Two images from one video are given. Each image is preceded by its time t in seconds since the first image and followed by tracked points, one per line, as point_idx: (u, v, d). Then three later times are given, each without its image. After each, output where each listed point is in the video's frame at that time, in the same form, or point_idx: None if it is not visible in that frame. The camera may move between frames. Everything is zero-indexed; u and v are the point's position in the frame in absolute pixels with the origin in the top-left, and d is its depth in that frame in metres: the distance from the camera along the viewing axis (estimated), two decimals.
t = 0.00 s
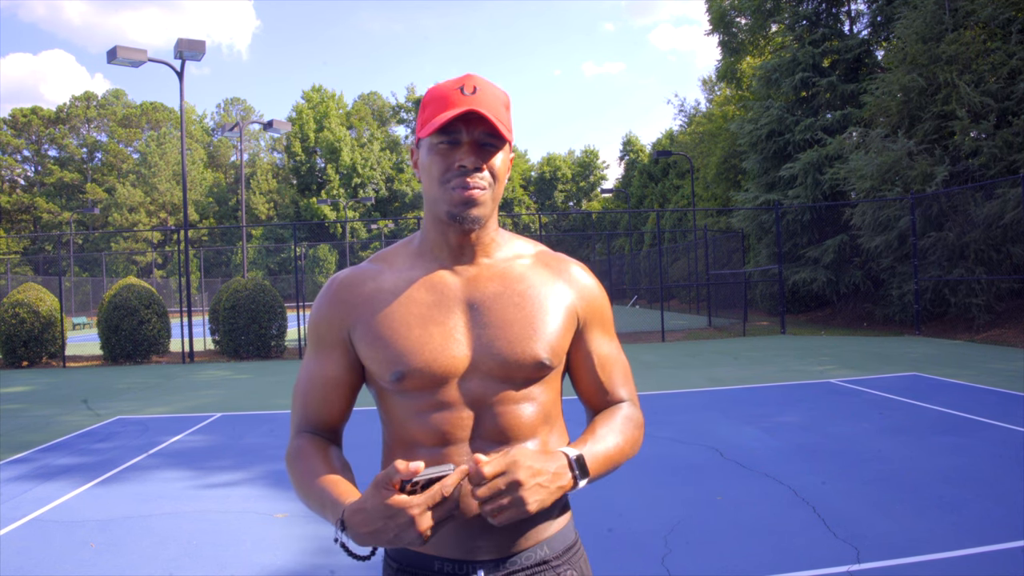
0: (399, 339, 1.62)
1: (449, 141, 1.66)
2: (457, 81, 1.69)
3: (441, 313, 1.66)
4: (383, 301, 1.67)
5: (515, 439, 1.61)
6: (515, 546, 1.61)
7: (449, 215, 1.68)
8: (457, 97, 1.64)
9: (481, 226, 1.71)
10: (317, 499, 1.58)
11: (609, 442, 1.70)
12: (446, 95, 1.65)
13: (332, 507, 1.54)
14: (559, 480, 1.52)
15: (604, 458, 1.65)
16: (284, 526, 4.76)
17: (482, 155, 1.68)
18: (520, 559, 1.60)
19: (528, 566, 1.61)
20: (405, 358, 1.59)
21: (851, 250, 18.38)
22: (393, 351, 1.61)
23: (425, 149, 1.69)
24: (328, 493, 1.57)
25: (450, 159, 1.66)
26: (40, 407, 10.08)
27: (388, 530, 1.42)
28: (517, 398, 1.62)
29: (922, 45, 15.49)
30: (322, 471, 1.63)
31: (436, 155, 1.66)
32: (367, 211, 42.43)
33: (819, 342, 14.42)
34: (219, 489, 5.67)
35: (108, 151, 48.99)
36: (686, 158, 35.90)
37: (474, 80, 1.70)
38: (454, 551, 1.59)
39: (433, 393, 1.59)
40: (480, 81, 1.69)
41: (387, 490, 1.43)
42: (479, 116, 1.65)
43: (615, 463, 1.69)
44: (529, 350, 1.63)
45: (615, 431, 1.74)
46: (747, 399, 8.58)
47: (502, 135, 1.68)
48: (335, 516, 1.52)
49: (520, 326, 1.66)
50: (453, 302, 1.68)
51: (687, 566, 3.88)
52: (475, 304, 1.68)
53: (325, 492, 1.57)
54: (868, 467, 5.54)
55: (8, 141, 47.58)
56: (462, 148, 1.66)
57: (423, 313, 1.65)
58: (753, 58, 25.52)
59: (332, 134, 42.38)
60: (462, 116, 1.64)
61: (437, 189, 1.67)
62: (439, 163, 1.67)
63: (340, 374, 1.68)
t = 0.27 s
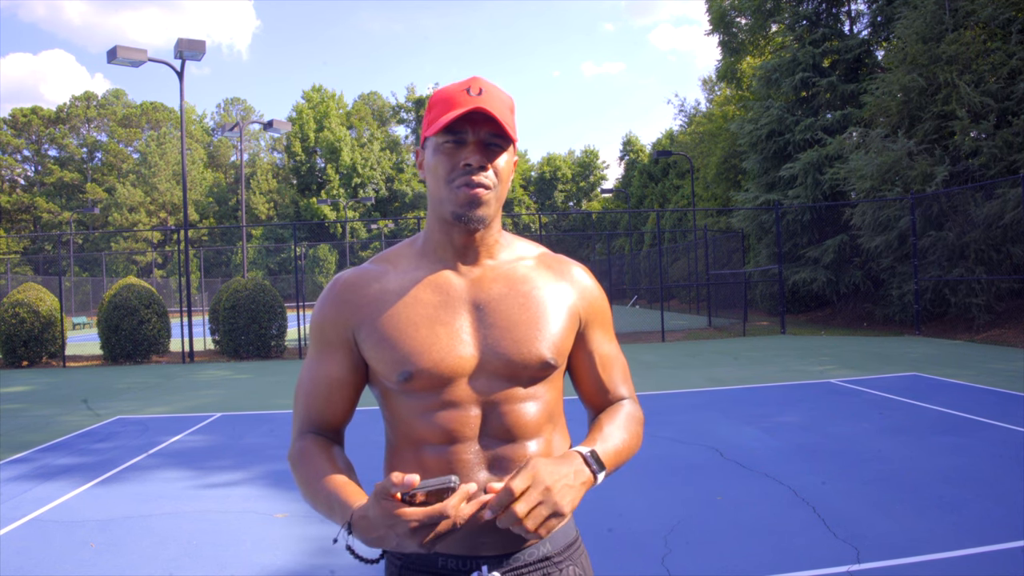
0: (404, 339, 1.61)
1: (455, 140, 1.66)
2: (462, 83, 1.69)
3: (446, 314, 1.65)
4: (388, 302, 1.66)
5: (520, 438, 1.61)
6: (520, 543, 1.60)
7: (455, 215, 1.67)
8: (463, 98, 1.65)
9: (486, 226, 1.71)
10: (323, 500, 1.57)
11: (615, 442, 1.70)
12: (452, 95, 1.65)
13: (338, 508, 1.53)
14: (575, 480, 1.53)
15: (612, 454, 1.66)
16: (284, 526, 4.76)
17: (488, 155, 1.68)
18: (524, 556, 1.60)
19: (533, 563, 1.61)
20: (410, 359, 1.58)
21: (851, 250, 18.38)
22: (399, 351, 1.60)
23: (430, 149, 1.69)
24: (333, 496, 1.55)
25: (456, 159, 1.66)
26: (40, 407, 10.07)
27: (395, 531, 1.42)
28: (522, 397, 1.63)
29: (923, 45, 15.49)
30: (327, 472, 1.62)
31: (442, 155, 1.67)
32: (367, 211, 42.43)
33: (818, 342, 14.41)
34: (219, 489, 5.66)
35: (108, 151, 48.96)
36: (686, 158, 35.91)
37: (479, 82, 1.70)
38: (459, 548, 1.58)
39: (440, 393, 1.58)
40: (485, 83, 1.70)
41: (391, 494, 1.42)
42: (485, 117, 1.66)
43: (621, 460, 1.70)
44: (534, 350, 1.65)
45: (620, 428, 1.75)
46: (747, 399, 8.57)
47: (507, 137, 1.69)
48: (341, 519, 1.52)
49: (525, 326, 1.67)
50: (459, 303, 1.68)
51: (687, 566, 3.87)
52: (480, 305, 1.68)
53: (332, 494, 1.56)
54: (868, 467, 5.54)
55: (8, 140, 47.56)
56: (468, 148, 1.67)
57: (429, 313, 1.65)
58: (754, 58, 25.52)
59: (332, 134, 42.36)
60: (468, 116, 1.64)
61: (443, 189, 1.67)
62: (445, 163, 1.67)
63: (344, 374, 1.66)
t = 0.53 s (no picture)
0: (407, 338, 1.61)
1: (456, 143, 1.67)
2: (464, 88, 1.70)
3: (449, 313, 1.65)
4: (390, 302, 1.66)
5: (522, 434, 1.61)
6: (520, 537, 1.61)
7: (457, 216, 1.67)
8: (464, 102, 1.66)
9: (488, 227, 1.71)
10: (329, 487, 1.58)
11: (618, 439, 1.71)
12: (454, 99, 1.66)
13: (345, 498, 1.54)
14: (573, 473, 1.54)
15: (613, 451, 1.67)
16: (284, 526, 4.76)
17: (488, 156, 1.69)
18: (525, 551, 1.60)
19: (535, 557, 1.61)
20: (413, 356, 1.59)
21: (851, 250, 18.38)
22: (402, 350, 1.60)
23: (433, 152, 1.70)
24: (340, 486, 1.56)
25: (458, 161, 1.66)
26: (40, 407, 10.07)
27: (402, 516, 1.42)
28: (522, 394, 1.63)
29: (923, 45, 15.49)
30: (333, 463, 1.62)
31: (444, 157, 1.68)
32: (367, 210, 42.43)
33: (819, 342, 14.41)
34: (219, 489, 5.66)
35: (108, 151, 48.95)
36: (686, 158, 35.90)
37: (481, 85, 1.71)
38: (462, 542, 1.59)
39: (443, 390, 1.58)
40: (486, 86, 1.71)
41: (400, 480, 1.43)
42: (487, 119, 1.66)
43: (623, 456, 1.70)
44: (535, 348, 1.65)
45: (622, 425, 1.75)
46: (747, 399, 8.57)
47: (508, 138, 1.70)
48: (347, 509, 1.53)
49: (526, 326, 1.67)
50: (461, 302, 1.68)
51: (687, 566, 3.87)
52: (482, 305, 1.68)
53: (338, 483, 1.57)
54: (868, 467, 5.54)
55: (8, 140, 47.55)
56: (469, 150, 1.67)
57: (432, 313, 1.65)
58: (754, 58, 25.52)
59: (332, 133, 42.35)
60: (468, 118, 1.65)
61: (445, 190, 1.67)
62: (447, 165, 1.68)
63: (348, 372, 1.67)
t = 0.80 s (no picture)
0: (412, 336, 1.62)
1: (455, 146, 1.70)
2: (461, 94, 1.74)
3: (453, 312, 1.66)
4: (396, 302, 1.67)
5: (526, 430, 1.61)
6: (526, 533, 1.62)
7: (458, 215, 1.69)
8: (460, 105, 1.68)
9: (488, 226, 1.73)
10: (338, 483, 1.58)
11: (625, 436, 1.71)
12: (451, 104, 1.70)
13: (353, 491, 1.54)
14: (576, 464, 1.54)
15: (617, 444, 1.67)
16: (284, 526, 4.76)
17: (486, 156, 1.71)
18: (531, 547, 1.61)
19: (539, 554, 1.61)
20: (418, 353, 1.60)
21: (851, 250, 18.37)
22: (408, 348, 1.60)
23: (434, 156, 1.73)
24: (349, 480, 1.57)
25: (457, 162, 1.69)
26: (40, 407, 10.08)
27: (407, 508, 1.43)
28: (526, 390, 1.63)
29: (923, 45, 15.49)
30: (342, 460, 1.63)
31: (444, 160, 1.70)
32: (367, 210, 42.43)
33: (819, 342, 14.40)
34: (219, 489, 5.66)
35: (108, 151, 48.96)
36: (686, 158, 35.89)
37: (478, 91, 1.74)
38: (469, 536, 1.60)
39: (448, 386, 1.58)
40: (482, 92, 1.74)
41: (406, 472, 1.43)
42: (483, 121, 1.69)
43: (628, 450, 1.70)
44: (538, 344, 1.65)
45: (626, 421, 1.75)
46: (747, 399, 8.57)
47: (504, 139, 1.72)
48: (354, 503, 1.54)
49: (528, 323, 1.67)
50: (465, 301, 1.68)
51: (687, 566, 3.87)
52: (486, 303, 1.69)
53: (347, 479, 1.57)
54: (868, 467, 5.54)
55: (8, 140, 47.54)
56: (468, 152, 1.70)
57: (437, 312, 1.65)
58: (754, 58, 25.52)
59: (332, 133, 42.35)
60: (464, 121, 1.68)
61: (447, 190, 1.70)
62: (446, 167, 1.70)
63: (356, 372, 1.68)
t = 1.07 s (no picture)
0: (433, 332, 1.62)
1: (467, 147, 1.72)
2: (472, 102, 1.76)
3: (473, 309, 1.66)
4: (416, 299, 1.68)
5: (541, 424, 1.62)
6: (543, 527, 1.64)
7: (473, 213, 1.70)
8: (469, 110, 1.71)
9: (504, 225, 1.73)
10: (362, 472, 1.59)
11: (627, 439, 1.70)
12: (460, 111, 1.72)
13: (378, 480, 1.55)
14: (571, 465, 1.55)
15: (616, 444, 1.66)
16: (284, 526, 4.76)
17: (497, 155, 1.72)
18: (547, 543, 1.63)
19: (555, 549, 1.64)
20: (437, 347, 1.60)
21: (851, 250, 18.38)
22: (429, 343, 1.61)
23: (449, 159, 1.74)
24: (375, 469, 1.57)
25: (470, 162, 1.70)
26: (40, 407, 10.08)
27: (433, 495, 1.45)
28: (542, 385, 1.63)
29: (922, 45, 15.50)
30: (364, 449, 1.64)
31: (457, 162, 1.72)
32: (367, 210, 42.43)
33: (818, 342, 14.41)
34: (219, 489, 5.66)
35: (108, 151, 48.96)
36: (686, 158, 35.91)
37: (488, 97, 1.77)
38: (490, 528, 1.62)
39: (468, 380, 1.59)
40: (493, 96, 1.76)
41: (434, 460, 1.45)
42: (495, 124, 1.71)
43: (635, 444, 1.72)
44: (551, 341, 1.65)
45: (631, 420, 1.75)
46: (747, 399, 8.57)
47: (515, 140, 1.74)
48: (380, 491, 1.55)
49: (542, 320, 1.67)
50: (483, 298, 1.68)
51: (687, 566, 3.88)
52: (502, 301, 1.69)
53: (372, 467, 1.58)
54: (868, 467, 5.54)
55: (8, 140, 47.56)
56: (479, 153, 1.72)
57: (456, 308, 1.65)
58: (754, 58, 25.53)
59: (332, 134, 42.35)
60: (474, 125, 1.70)
61: (459, 190, 1.71)
62: (459, 169, 1.72)
63: (379, 367, 1.68)
